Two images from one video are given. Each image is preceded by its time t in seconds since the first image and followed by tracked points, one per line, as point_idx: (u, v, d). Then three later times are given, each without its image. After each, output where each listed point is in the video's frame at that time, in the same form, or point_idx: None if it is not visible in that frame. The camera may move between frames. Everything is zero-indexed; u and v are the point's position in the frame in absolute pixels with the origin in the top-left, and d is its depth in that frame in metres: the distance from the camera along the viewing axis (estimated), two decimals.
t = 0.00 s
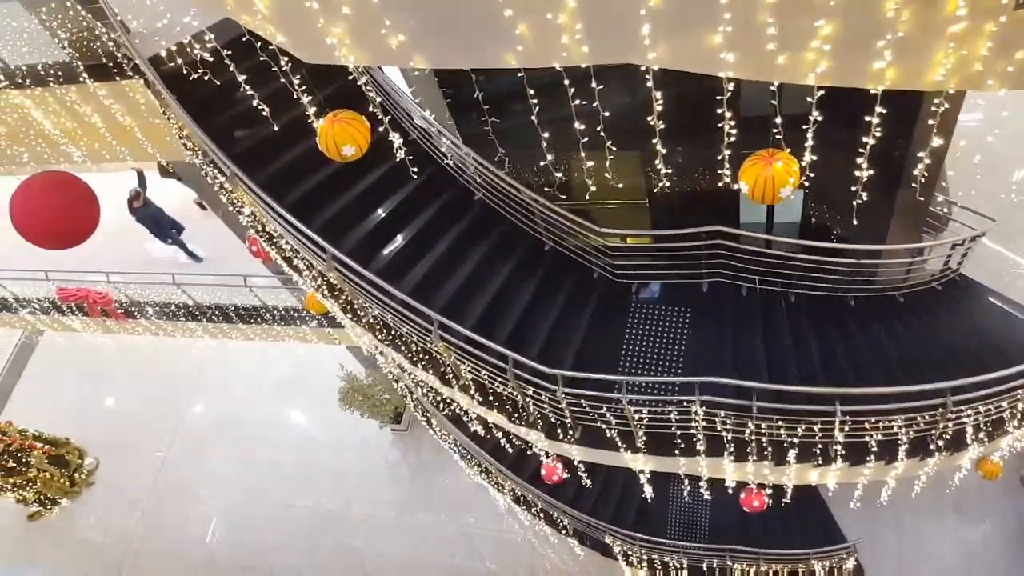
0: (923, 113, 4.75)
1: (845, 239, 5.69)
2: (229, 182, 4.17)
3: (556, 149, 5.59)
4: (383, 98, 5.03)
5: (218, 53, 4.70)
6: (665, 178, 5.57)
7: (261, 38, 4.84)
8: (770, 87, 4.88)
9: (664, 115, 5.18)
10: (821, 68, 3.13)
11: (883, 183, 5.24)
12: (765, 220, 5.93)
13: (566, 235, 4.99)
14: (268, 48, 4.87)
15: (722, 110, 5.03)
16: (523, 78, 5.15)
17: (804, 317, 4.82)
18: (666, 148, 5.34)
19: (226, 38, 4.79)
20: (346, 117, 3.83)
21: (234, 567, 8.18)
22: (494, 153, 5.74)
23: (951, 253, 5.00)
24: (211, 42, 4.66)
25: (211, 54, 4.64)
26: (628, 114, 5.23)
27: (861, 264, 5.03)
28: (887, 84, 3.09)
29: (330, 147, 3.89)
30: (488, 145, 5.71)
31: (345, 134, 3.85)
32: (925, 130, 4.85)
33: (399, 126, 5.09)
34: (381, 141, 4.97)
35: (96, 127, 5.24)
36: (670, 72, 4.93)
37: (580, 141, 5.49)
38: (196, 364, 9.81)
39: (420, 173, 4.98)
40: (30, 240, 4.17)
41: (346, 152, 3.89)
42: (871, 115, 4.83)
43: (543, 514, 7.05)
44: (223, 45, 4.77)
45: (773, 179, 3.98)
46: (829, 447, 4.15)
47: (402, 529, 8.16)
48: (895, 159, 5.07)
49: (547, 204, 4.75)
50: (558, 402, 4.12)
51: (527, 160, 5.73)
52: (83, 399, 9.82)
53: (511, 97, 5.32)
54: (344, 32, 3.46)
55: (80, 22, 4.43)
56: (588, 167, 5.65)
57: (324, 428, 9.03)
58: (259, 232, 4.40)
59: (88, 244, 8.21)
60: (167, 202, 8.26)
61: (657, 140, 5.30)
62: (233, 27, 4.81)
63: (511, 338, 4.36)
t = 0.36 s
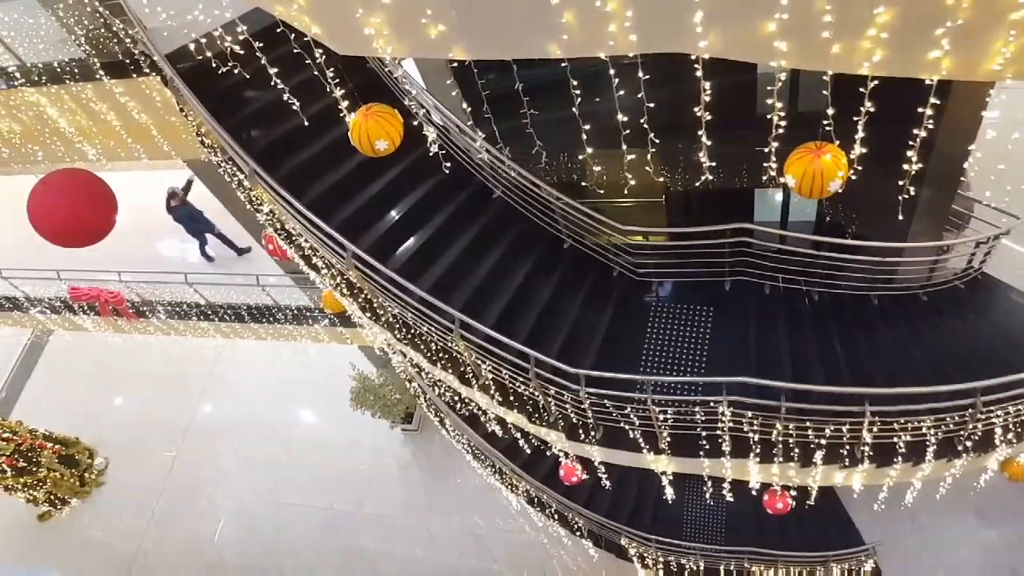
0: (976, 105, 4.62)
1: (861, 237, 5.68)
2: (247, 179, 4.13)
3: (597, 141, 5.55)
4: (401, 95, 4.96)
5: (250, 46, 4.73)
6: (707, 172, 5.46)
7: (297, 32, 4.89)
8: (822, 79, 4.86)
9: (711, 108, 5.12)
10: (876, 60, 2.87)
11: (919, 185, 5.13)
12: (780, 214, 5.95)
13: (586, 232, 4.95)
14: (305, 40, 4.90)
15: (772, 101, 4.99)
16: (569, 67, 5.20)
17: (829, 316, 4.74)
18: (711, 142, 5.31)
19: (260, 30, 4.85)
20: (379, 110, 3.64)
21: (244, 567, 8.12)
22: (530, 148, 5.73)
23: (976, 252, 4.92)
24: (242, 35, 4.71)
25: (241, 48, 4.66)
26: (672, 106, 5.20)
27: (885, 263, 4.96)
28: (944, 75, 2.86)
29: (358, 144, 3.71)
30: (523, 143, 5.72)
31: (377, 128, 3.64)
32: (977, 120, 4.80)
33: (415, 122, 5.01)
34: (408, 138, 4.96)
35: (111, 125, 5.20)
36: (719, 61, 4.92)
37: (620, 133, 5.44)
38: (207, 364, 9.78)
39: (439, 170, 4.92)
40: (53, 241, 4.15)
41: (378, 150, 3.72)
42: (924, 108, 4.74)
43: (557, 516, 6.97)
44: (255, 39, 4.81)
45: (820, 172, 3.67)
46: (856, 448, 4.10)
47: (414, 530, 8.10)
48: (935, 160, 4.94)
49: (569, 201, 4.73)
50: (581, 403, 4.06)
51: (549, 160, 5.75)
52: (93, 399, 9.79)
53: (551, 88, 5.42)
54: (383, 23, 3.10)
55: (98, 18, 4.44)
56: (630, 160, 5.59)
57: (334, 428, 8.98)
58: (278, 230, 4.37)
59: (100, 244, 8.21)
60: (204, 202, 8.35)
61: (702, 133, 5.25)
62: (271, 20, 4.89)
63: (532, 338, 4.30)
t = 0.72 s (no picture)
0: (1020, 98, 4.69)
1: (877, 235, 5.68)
2: (269, 180, 4.09)
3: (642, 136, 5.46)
4: (421, 94, 4.89)
5: (284, 40, 4.80)
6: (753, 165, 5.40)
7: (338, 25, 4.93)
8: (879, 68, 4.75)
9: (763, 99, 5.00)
10: (936, 49, 3.07)
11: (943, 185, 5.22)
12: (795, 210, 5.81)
13: (608, 232, 4.88)
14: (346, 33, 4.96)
15: (829, 92, 4.88)
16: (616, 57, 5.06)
17: (854, 317, 4.68)
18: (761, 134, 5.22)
19: (292, 21, 4.93)
20: (416, 105, 3.59)
21: (257, 569, 8.08)
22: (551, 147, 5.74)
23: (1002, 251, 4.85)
24: (276, 29, 4.82)
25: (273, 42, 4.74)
26: (720, 97, 5.02)
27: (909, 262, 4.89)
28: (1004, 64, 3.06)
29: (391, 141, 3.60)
30: (563, 139, 5.66)
31: (417, 123, 3.56)
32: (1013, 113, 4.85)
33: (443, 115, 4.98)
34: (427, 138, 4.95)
35: (126, 124, 5.18)
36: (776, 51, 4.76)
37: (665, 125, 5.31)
38: (217, 366, 9.74)
39: (459, 169, 4.86)
40: (69, 241, 4.09)
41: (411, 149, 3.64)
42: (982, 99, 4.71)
43: (574, 518, 6.92)
44: (289, 32, 4.89)
45: (877, 167, 3.58)
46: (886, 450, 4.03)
47: (427, 532, 8.04)
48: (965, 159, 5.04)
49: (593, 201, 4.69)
50: (606, 404, 4.01)
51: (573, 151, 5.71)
52: (102, 401, 9.75)
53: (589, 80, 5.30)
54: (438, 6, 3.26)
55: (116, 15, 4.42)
56: (675, 154, 5.47)
57: (345, 429, 8.94)
58: (299, 231, 4.34)
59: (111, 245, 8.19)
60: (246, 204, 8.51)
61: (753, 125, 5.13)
62: (307, 13, 4.97)
63: (556, 339, 4.25)
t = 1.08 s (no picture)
0: None
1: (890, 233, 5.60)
2: (287, 178, 4.07)
3: (686, 129, 5.60)
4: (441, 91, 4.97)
5: (317, 31, 4.79)
6: (801, 159, 5.43)
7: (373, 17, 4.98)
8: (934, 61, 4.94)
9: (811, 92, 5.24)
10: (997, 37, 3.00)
11: (963, 180, 5.27)
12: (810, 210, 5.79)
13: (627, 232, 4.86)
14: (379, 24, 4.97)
15: (880, 83, 5.11)
16: (664, 46, 5.37)
17: (878, 317, 4.59)
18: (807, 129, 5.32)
19: (328, 12, 4.92)
20: (452, 98, 3.48)
21: (265, 570, 8.03)
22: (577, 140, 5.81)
23: None
24: (311, 20, 4.78)
25: (306, 34, 4.73)
26: (773, 91, 5.29)
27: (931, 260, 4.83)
28: None
29: (427, 137, 3.51)
30: (602, 133, 5.75)
31: (453, 117, 3.47)
32: None
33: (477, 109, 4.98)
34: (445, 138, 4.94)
35: (140, 121, 5.15)
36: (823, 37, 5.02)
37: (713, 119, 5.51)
38: (226, 367, 9.70)
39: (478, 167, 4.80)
40: (87, 241, 4.05)
41: (447, 144, 3.54)
42: None
43: (587, 519, 6.82)
44: (323, 22, 4.89)
45: (927, 161, 3.26)
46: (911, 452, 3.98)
47: (437, 533, 7.99)
48: (986, 152, 5.11)
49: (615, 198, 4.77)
50: (627, 405, 3.96)
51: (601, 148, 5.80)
52: (109, 401, 9.72)
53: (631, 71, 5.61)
54: None
55: (132, 11, 4.39)
56: (718, 147, 5.54)
57: (354, 429, 8.90)
58: (318, 228, 4.32)
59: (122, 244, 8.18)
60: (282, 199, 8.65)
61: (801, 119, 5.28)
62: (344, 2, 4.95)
63: (576, 339, 4.20)
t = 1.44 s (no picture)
0: None
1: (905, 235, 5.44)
2: (307, 176, 4.02)
3: (736, 122, 5.65)
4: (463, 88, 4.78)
5: (352, 22, 4.82)
6: (852, 155, 5.43)
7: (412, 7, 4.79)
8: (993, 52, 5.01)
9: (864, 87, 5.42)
10: None
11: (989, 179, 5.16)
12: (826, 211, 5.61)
13: (647, 231, 4.75)
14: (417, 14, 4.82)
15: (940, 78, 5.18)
16: (717, 36, 5.55)
17: (906, 318, 4.48)
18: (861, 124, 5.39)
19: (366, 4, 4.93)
20: (489, 93, 3.47)
21: (273, 571, 7.98)
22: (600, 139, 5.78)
23: None
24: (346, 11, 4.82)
25: (340, 25, 4.77)
26: (823, 85, 5.51)
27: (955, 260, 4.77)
28: None
29: (467, 131, 3.47)
30: (646, 127, 5.80)
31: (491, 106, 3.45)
32: None
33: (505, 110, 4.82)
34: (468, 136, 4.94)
35: (154, 118, 5.11)
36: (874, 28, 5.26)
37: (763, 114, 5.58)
38: (233, 367, 9.62)
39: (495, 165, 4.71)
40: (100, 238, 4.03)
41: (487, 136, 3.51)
42: None
43: (600, 522, 6.66)
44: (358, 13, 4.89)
45: (983, 156, 3.35)
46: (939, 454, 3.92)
47: (447, 535, 7.93)
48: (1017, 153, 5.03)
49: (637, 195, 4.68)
50: (650, 407, 3.90)
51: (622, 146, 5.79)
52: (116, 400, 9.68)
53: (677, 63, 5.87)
54: None
55: (148, 7, 4.35)
56: (767, 142, 5.59)
57: (362, 429, 8.82)
58: (337, 226, 4.28)
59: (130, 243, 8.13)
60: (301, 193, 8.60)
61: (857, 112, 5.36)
62: None
63: (597, 340, 4.16)
